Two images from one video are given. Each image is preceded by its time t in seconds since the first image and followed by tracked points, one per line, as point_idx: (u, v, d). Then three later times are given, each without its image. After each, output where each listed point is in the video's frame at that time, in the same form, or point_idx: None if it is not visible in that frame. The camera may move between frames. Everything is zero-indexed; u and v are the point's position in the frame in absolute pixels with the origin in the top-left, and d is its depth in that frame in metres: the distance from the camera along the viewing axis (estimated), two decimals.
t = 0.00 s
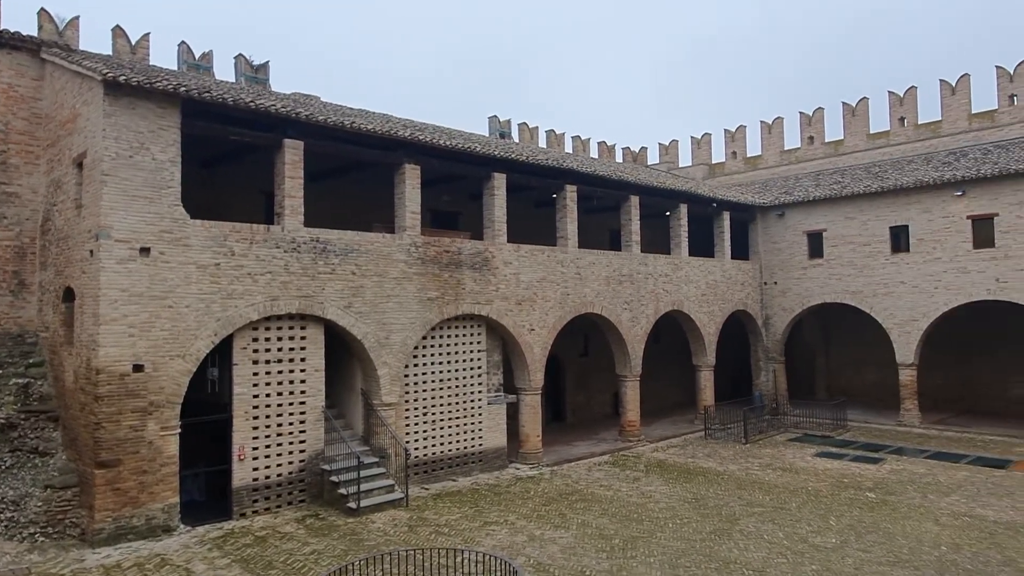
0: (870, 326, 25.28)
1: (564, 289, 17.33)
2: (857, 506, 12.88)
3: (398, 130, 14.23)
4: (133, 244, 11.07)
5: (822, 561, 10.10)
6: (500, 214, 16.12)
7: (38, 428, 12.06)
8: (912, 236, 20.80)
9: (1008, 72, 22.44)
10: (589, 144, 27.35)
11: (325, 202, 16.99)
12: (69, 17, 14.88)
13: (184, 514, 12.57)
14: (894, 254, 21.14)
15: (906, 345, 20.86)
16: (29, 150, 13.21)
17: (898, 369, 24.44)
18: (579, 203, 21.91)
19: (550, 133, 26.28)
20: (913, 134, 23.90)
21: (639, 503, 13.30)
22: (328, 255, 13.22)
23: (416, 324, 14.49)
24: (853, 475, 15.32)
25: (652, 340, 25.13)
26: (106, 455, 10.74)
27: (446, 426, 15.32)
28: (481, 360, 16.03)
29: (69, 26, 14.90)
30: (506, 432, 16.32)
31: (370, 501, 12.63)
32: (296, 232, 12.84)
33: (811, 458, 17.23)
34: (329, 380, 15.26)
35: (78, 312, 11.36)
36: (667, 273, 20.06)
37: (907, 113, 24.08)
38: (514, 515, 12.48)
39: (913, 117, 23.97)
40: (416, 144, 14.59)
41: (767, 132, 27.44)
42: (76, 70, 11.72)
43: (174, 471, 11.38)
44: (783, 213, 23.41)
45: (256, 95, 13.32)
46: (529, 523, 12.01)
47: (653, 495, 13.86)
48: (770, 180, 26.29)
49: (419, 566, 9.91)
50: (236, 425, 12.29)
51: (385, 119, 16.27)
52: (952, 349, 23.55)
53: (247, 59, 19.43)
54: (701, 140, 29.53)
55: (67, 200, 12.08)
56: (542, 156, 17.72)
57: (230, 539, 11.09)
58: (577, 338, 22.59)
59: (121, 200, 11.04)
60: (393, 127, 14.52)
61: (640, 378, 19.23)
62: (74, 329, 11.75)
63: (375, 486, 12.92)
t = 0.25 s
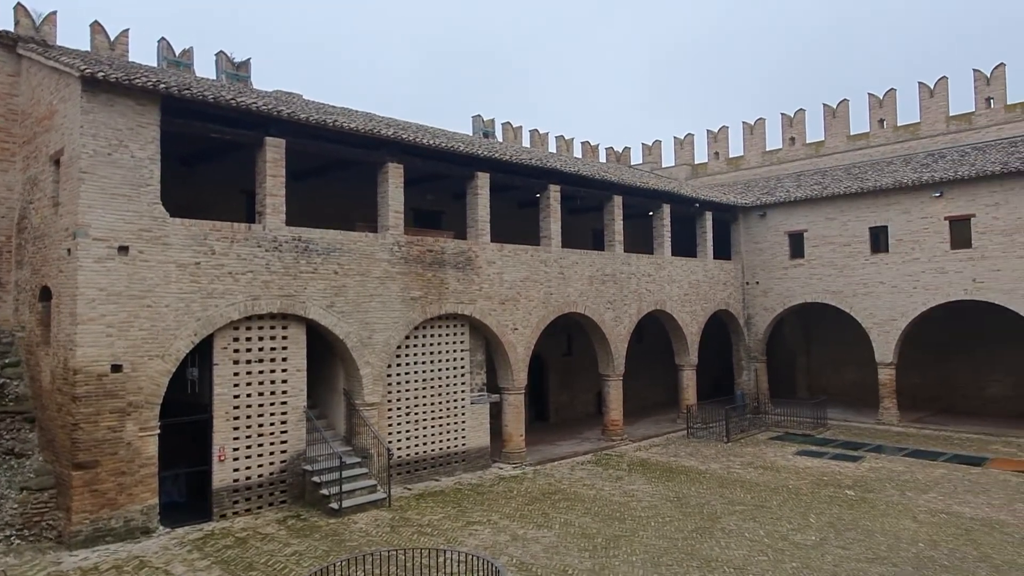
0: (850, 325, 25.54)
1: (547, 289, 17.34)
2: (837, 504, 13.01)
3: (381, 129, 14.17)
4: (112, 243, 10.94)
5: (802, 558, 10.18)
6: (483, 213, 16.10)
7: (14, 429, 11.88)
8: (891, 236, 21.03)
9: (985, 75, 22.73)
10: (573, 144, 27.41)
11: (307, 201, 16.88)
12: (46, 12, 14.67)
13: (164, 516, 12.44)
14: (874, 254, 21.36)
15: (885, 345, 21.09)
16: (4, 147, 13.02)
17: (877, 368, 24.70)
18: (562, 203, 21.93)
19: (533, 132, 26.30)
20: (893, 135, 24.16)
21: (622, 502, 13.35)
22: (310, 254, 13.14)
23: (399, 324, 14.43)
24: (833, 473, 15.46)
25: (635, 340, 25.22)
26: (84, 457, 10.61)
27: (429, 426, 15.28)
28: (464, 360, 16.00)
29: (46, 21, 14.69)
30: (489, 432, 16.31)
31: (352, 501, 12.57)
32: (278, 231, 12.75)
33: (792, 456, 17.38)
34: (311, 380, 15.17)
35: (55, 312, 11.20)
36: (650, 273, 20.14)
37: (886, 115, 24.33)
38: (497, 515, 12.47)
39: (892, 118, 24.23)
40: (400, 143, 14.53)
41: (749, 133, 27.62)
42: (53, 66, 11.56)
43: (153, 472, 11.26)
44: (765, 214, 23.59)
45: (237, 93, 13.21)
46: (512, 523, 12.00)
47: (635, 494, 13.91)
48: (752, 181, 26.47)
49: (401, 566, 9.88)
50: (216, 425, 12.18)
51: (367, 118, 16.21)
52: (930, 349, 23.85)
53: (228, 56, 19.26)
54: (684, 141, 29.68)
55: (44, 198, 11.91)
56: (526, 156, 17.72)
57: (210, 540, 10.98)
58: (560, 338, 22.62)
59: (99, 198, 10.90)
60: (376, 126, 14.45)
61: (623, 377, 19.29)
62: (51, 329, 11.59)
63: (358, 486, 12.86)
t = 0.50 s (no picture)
0: (835, 325, 25.73)
1: (534, 289, 17.35)
2: (821, 502, 13.10)
3: (368, 128, 14.11)
4: (94, 242, 10.84)
5: (787, 556, 10.24)
6: (470, 213, 16.07)
7: None
8: (875, 236, 21.21)
9: (967, 77, 22.96)
10: (560, 144, 27.44)
11: (293, 201, 16.79)
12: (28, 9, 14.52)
13: (147, 517, 12.33)
14: (858, 254, 21.53)
15: (869, 344, 21.27)
16: None
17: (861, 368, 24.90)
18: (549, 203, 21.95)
19: (520, 132, 26.30)
20: (877, 136, 24.36)
21: (608, 502, 13.37)
22: (296, 253, 13.07)
23: (385, 324, 14.39)
24: (818, 472, 15.57)
25: (622, 339, 25.29)
26: (66, 458, 10.50)
27: (415, 427, 15.24)
28: (451, 360, 15.98)
29: (28, 18, 14.54)
30: (475, 432, 16.29)
31: (338, 502, 12.51)
32: (263, 230, 12.67)
33: (777, 455, 17.49)
34: (297, 381, 15.09)
35: (36, 312, 11.08)
36: (636, 273, 20.19)
37: (871, 116, 24.53)
38: (483, 515, 12.46)
39: (876, 119, 24.43)
40: (386, 142, 14.48)
41: (735, 133, 27.76)
42: (34, 64, 11.42)
43: (136, 474, 11.16)
44: (751, 214, 23.72)
45: (222, 91, 13.11)
46: (499, 523, 12.00)
47: (621, 494, 13.95)
48: (737, 181, 26.61)
49: (387, 567, 9.85)
50: (200, 426, 12.09)
51: (353, 117, 16.14)
52: (913, 348, 24.08)
53: (213, 54, 19.12)
54: (670, 141, 29.79)
55: (25, 197, 11.77)
56: (513, 155, 17.71)
57: (194, 542, 10.90)
58: (547, 337, 22.63)
59: (82, 197, 10.79)
60: (363, 125, 14.40)
61: (609, 377, 19.32)
62: (32, 329, 11.46)
63: (343, 487, 12.80)
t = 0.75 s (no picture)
0: (819, 325, 25.92)
1: (521, 289, 17.35)
2: (805, 500, 13.19)
3: (353, 128, 14.06)
4: (76, 242, 10.73)
5: (771, 554, 10.31)
6: (456, 213, 16.05)
7: None
8: (858, 237, 21.39)
9: (949, 79, 23.20)
10: (546, 145, 27.47)
11: (277, 200, 16.69)
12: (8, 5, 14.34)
13: (130, 520, 12.22)
14: (842, 255, 21.70)
15: (853, 344, 21.44)
16: None
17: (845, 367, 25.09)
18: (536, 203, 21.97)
19: (507, 132, 26.30)
20: (860, 138, 24.57)
21: (595, 501, 13.39)
22: (281, 253, 13.00)
23: (371, 324, 14.34)
24: (802, 470, 15.67)
25: (608, 339, 25.35)
26: (47, 460, 10.39)
27: (401, 427, 15.20)
28: (437, 360, 15.95)
29: (8, 14, 14.36)
30: (462, 432, 16.27)
31: (323, 503, 12.46)
32: (248, 230, 12.59)
33: (762, 454, 17.59)
34: (282, 381, 15.02)
35: (17, 312, 10.95)
36: (623, 273, 20.25)
37: (854, 117, 24.74)
38: (470, 515, 12.45)
39: (860, 121, 24.63)
40: (372, 141, 14.43)
41: (720, 134, 27.90)
42: (15, 61, 11.29)
43: (119, 476, 11.06)
44: (736, 215, 23.85)
45: (206, 90, 13.02)
46: (485, 523, 11.98)
47: (608, 493, 13.98)
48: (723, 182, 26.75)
49: (372, 568, 9.82)
50: (184, 427, 11.99)
51: (339, 116, 16.08)
52: (896, 347, 24.30)
53: (197, 52, 18.97)
54: (656, 142, 29.89)
55: (5, 196, 11.63)
56: (500, 156, 17.71)
57: (177, 544, 10.82)
58: (533, 337, 22.65)
59: (63, 196, 10.68)
60: (348, 124, 14.33)
61: (596, 377, 19.36)
62: (12, 330, 11.32)
63: (329, 488, 12.75)
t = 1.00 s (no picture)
0: (805, 325, 26.09)
1: (509, 289, 17.35)
2: (791, 499, 13.26)
3: (341, 127, 14.00)
4: (59, 241, 10.62)
5: (758, 553, 10.36)
6: (444, 213, 16.03)
7: None
8: (844, 237, 21.54)
9: (933, 82, 23.41)
10: (535, 145, 27.49)
11: (264, 199, 16.59)
12: None
13: (114, 521, 12.12)
14: (828, 255, 21.85)
15: (839, 344, 21.60)
16: None
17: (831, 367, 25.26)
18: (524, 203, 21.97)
19: (495, 132, 26.30)
20: (846, 139, 24.75)
21: (582, 501, 13.41)
22: (267, 253, 12.92)
23: (359, 324, 14.29)
24: (788, 470, 15.77)
25: (596, 339, 25.40)
26: (30, 462, 10.28)
27: (389, 427, 15.17)
28: (425, 360, 15.91)
29: None
30: (450, 432, 16.25)
31: (310, 504, 12.40)
32: (234, 229, 12.51)
33: (749, 453, 17.68)
34: (269, 381, 14.94)
35: None
36: (611, 273, 20.29)
37: (840, 119, 24.92)
38: (457, 515, 12.43)
39: (846, 123, 24.80)
40: (360, 141, 14.38)
41: (708, 135, 28.02)
42: None
43: (103, 477, 10.96)
44: (724, 215, 23.96)
45: (192, 88, 12.93)
46: (473, 523, 11.97)
47: (595, 493, 14.00)
48: (710, 182, 26.87)
49: (359, 569, 9.78)
50: (169, 428, 11.90)
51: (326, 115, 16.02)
52: (881, 347, 24.49)
53: (183, 50, 18.83)
54: (644, 143, 29.98)
55: None
56: (488, 156, 17.70)
57: (162, 546, 10.73)
58: (522, 337, 22.65)
59: (46, 195, 10.57)
60: (336, 124, 14.27)
61: (584, 376, 19.39)
62: None
63: (316, 489, 12.69)
